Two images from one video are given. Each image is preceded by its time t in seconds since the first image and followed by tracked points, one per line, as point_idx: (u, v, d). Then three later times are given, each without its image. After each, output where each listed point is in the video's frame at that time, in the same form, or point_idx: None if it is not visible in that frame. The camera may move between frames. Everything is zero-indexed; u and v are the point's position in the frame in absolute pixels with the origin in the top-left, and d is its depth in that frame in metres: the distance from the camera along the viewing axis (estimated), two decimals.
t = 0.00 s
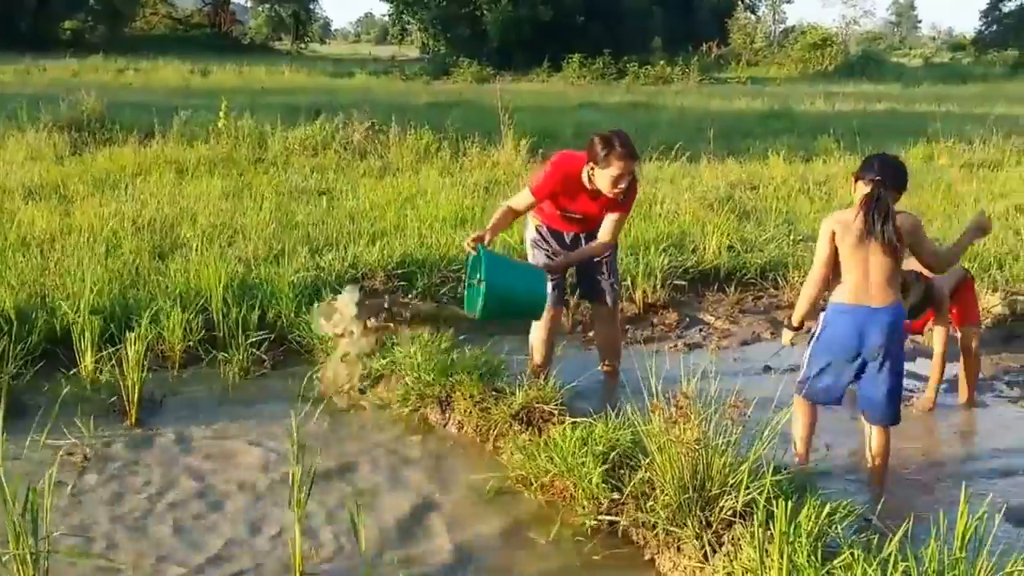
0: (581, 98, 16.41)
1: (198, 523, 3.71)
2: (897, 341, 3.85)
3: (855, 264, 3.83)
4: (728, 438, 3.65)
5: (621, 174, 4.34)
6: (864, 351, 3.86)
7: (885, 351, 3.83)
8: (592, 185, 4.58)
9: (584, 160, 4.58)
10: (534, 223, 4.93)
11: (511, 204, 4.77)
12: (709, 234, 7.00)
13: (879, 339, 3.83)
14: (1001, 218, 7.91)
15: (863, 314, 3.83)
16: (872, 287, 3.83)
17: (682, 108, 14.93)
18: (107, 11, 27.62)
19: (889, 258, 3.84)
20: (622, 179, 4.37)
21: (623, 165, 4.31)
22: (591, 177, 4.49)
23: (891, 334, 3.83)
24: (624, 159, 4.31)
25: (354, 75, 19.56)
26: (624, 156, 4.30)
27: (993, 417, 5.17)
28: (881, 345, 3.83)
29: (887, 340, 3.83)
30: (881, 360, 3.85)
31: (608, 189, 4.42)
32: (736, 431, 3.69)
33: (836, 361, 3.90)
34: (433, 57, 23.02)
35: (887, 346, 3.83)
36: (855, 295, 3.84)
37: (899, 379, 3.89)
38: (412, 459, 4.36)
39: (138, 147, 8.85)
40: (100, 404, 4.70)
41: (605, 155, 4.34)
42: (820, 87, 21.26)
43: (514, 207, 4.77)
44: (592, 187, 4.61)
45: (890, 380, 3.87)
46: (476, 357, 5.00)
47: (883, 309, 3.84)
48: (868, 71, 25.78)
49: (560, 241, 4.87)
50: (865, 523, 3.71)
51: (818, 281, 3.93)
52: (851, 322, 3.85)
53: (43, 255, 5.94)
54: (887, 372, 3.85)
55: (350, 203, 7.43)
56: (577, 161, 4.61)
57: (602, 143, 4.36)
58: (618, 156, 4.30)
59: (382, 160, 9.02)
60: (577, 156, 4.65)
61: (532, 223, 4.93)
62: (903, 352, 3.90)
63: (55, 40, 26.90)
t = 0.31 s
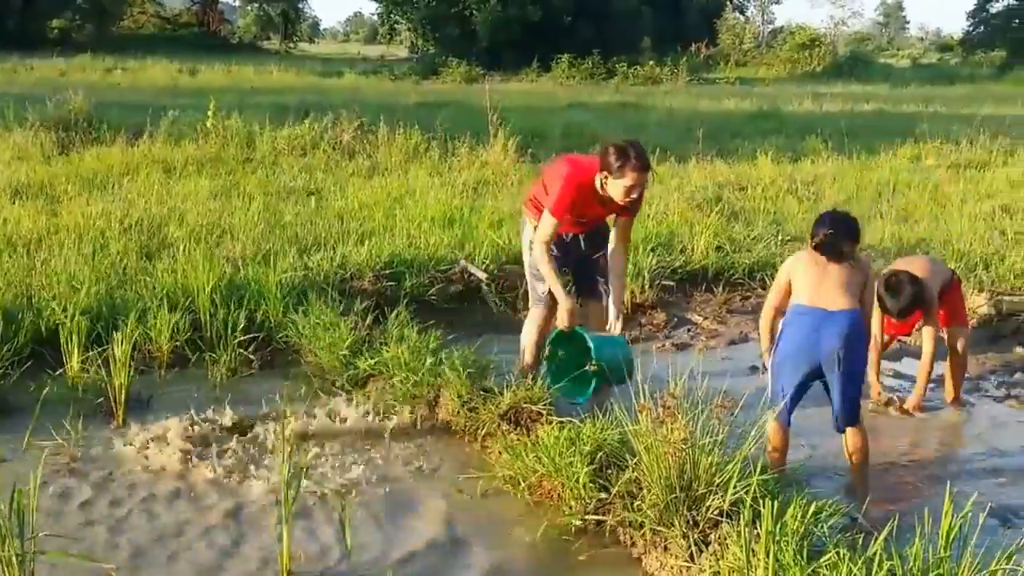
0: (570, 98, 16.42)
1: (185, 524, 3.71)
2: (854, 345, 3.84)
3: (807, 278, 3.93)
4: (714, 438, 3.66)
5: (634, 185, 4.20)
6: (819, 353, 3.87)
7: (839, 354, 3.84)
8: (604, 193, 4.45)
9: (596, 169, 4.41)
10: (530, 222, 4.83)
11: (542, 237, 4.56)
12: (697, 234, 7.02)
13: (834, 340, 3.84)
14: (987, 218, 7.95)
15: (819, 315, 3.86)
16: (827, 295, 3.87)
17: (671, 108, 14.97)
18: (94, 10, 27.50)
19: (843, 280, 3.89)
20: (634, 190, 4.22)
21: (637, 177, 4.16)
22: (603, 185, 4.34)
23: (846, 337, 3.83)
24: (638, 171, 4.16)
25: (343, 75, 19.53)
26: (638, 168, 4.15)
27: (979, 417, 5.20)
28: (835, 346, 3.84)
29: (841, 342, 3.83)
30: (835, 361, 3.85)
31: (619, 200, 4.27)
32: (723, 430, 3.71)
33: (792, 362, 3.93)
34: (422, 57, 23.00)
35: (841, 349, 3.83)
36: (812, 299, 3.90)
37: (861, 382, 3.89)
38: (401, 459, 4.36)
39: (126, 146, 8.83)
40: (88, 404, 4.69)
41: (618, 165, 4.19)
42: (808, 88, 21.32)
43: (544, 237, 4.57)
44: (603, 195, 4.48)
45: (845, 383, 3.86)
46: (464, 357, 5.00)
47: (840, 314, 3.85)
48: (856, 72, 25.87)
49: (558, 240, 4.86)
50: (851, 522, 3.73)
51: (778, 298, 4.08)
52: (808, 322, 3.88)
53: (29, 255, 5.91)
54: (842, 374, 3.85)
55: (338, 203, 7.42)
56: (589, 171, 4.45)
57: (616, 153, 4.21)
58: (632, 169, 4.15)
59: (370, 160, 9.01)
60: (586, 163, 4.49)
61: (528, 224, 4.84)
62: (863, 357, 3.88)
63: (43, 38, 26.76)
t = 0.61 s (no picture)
0: (562, 98, 16.42)
1: (176, 524, 3.70)
2: (837, 353, 3.87)
3: (790, 310, 4.04)
4: (706, 438, 3.66)
5: (637, 189, 4.18)
6: (802, 362, 3.89)
7: (822, 360, 3.85)
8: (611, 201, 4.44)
9: (600, 175, 4.41)
10: (530, 227, 4.84)
11: (576, 256, 4.48)
12: (688, 234, 7.02)
13: (816, 347, 3.87)
14: (977, 219, 7.98)
15: (800, 326, 3.93)
16: (808, 313, 3.98)
17: (662, 109, 14.99)
18: (85, 9, 27.44)
19: (824, 309, 4.01)
20: (637, 194, 4.21)
21: (639, 181, 4.15)
22: (607, 189, 4.33)
23: (828, 345, 3.86)
24: (640, 174, 4.15)
25: (334, 75, 19.50)
26: (641, 172, 4.14)
27: (969, 417, 5.22)
28: (818, 354, 3.86)
29: (824, 348, 3.86)
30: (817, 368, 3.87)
31: (622, 204, 4.26)
32: (714, 430, 3.72)
33: (775, 373, 3.95)
34: (414, 57, 22.99)
35: (824, 356, 3.85)
36: (794, 315, 4.00)
37: (844, 392, 3.90)
38: (392, 459, 4.36)
39: (116, 146, 8.80)
40: (78, 404, 4.67)
41: (621, 168, 4.18)
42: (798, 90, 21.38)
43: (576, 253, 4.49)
44: (610, 202, 4.46)
45: (828, 391, 3.87)
46: (455, 356, 5.00)
47: (820, 326, 3.90)
48: (847, 73, 25.95)
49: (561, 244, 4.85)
50: (842, 522, 3.74)
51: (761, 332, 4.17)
52: (789, 333, 3.94)
53: (19, 254, 5.90)
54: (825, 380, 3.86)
55: (329, 203, 7.41)
56: (595, 175, 4.44)
57: (620, 156, 4.21)
58: (634, 172, 4.14)
59: (361, 160, 8.99)
60: (590, 169, 4.48)
61: (528, 228, 4.85)
62: (847, 366, 3.90)
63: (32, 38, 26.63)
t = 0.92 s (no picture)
0: (557, 99, 16.44)
1: (170, 524, 3.69)
2: (833, 360, 3.84)
3: (791, 321, 4.04)
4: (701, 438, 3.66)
5: (608, 182, 4.17)
6: (798, 369, 3.87)
7: (816, 366, 3.82)
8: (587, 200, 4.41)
9: (575, 172, 4.40)
10: (514, 226, 4.86)
11: (542, 254, 4.48)
12: (683, 235, 7.03)
13: (811, 354, 3.85)
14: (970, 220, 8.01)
15: (797, 334, 3.92)
16: (806, 323, 3.98)
17: (657, 109, 15.01)
18: (79, 8, 27.41)
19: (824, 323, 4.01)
20: (608, 188, 4.19)
21: (610, 173, 4.13)
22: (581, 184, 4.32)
23: (824, 352, 3.84)
24: (611, 167, 4.14)
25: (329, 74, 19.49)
26: (612, 165, 4.12)
27: (962, 417, 5.23)
28: (813, 361, 3.84)
29: (819, 355, 3.84)
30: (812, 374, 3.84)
31: (594, 198, 4.24)
32: (709, 431, 3.72)
33: (771, 379, 3.94)
34: (409, 57, 22.99)
35: (819, 362, 3.83)
36: (793, 325, 4.00)
37: (842, 399, 3.85)
38: (386, 460, 4.35)
39: (110, 145, 8.78)
40: (72, 404, 4.66)
41: (594, 161, 4.18)
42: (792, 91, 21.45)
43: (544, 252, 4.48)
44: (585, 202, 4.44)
45: (824, 398, 3.84)
46: (450, 357, 5.00)
47: (817, 334, 3.89)
48: (841, 74, 26.02)
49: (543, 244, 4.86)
50: (836, 522, 3.74)
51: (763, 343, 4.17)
52: (786, 342, 3.94)
53: (13, 253, 5.88)
54: (820, 387, 3.82)
55: (323, 203, 7.40)
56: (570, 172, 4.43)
57: (594, 149, 4.21)
58: (604, 163, 4.13)
59: (356, 160, 8.98)
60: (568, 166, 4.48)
61: (511, 227, 4.87)
62: (845, 375, 3.86)
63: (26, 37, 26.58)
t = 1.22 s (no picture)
0: (557, 99, 16.45)
1: (169, 524, 3.68)
2: (838, 363, 3.84)
3: (795, 322, 4.04)
4: (701, 438, 3.67)
5: (587, 157, 4.19)
6: (803, 371, 3.87)
7: (822, 369, 3.83)
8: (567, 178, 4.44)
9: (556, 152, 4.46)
10: (507, 221, 4.88)
11: (492, 211, 4.64)
12: (682, 235, 7.03)
13: (815, 358, 3.85)
14: (969, 221, 8.01)
15: (801, 337, 3.92)
16: (810, 326, 3.97)
17: (657, 110, 15.02)
18: (78, 8, 27.43)
19: (827, 326, 4.01)
20: (586, 163, 4.21)
21: (588, 147, 4.16)
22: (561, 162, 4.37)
23: (828, 356, 3.84)
24: (589, 140, 4.17)
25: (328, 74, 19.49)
26: (589, 138, 4.15)
27: (961, 418, 5.23)
28: (818, 363, 3.84)
29: (823, 359, 3.84)
30: (816, 378, 3.84)
31: (574, 174, 4.27)
32: (709, 431, 3.72)
33: (775, 383, 3.94)
34: (408, 57, 22.99)
35: (825, 365, 3.83)
36: (796, 328, 4.00)
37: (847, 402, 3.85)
38: (386, 460, 4.35)
39: (110, 144, 8.78)
40: (71, 404, 4.66)
41: (571, 137, 4.23)
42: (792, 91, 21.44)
43: (493, 209, 4.63)
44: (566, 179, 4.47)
45: (829, 401, 3.83)
46: (450, 357, 5.00)
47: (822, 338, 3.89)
48: (840, 75, 26.04)
49: (535, 239, 4.87)
50: (836, 522, 3.74)
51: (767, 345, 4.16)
52: (791, 343, 3.93)
53: (12, 252, 5.87)
54: (825, 391, 3.82)
55: (323, 203, 7.40)
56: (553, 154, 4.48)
57: (572, 126, 4.26)
58: (582, 137, 4.17)
59: (356, 160, 8.98)
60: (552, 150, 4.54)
61: (506, 222, 4.90)
62: (850, 378, 3.86)
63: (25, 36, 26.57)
